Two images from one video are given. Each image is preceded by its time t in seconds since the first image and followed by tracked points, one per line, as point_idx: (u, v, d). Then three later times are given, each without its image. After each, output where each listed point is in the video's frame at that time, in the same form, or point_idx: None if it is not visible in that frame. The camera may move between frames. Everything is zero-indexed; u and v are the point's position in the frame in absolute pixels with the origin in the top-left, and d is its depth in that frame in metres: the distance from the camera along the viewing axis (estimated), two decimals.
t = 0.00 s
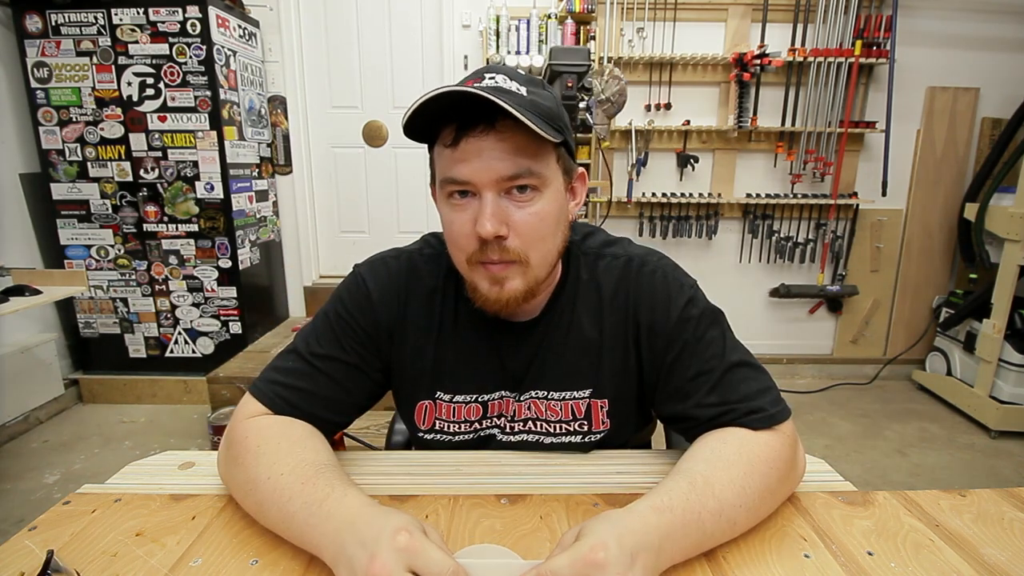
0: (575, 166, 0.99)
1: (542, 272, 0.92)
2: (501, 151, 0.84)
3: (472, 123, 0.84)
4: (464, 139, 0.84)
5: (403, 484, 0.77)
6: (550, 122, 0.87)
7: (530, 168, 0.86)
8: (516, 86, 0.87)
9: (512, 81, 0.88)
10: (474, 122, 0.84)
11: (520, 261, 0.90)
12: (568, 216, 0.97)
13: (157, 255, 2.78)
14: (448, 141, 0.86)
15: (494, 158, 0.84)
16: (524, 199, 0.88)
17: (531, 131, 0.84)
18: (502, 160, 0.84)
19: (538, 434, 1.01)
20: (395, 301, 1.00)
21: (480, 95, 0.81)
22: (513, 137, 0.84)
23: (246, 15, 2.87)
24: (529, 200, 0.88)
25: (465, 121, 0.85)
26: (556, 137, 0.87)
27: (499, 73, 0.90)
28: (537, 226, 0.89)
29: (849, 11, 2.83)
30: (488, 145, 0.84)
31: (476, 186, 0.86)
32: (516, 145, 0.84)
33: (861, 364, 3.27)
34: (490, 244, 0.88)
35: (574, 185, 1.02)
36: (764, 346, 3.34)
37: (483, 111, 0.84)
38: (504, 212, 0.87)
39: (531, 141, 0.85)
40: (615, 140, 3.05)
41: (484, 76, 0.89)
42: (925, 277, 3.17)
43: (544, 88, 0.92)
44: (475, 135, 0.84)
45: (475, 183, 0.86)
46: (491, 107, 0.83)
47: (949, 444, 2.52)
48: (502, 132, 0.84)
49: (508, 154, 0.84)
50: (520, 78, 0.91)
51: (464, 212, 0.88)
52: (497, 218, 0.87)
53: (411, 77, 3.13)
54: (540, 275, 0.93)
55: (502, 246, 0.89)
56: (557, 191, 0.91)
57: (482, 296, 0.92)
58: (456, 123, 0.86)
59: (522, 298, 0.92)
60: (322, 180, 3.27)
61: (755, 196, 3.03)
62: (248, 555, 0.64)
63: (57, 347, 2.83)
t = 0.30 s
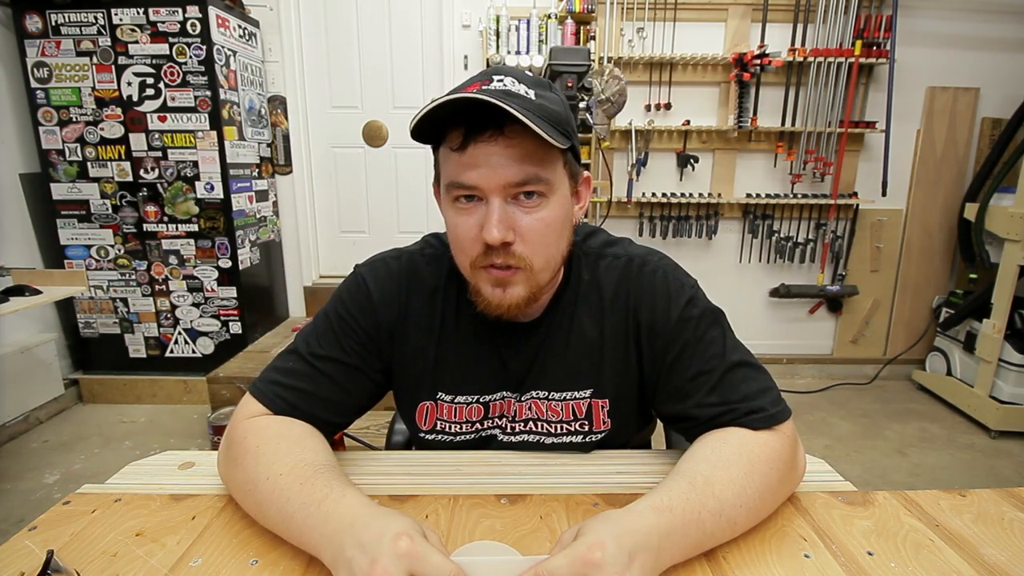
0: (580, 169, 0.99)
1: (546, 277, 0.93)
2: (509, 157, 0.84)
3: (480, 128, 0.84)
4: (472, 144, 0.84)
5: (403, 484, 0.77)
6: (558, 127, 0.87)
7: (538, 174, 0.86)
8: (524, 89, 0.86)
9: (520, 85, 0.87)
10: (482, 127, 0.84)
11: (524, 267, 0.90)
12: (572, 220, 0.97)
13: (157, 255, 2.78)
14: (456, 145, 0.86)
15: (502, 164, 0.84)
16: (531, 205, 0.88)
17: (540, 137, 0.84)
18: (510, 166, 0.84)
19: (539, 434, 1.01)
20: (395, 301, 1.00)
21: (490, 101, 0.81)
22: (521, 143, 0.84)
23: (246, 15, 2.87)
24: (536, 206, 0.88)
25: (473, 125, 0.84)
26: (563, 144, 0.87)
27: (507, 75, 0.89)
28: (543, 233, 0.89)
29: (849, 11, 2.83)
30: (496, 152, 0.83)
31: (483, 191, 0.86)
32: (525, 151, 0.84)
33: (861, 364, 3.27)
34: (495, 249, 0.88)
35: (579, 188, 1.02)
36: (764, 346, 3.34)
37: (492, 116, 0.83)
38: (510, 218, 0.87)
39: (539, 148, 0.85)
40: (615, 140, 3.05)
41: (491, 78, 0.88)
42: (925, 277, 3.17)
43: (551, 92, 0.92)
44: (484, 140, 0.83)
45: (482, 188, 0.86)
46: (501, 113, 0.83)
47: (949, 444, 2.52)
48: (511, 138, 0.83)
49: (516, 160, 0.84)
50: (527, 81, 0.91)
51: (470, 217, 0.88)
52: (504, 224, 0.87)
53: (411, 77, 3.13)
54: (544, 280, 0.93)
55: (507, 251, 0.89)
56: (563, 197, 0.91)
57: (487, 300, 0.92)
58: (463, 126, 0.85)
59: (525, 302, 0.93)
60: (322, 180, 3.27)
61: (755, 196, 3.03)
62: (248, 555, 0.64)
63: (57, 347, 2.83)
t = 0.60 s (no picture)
0: (580, 169, 0.99)
1: (547, 278, 0.93)
2: (510, 158, 0.84)
3: (480, 130, 0.84)
4: (472, 146, 0.84)
5: (402, 484, 0.77)
6: (558, 128, 0.87)
7: (538, 176, 0.86)
8: (524, 90, 0.86)
9: (520, 86, 0.87)
10: (482, 129, 0.84)
11: (525, 268, 0.90)
12: (573, 220, 0.97)
13: (157, 255, 2.78)
14: (455, 146, 0.86)
15: (503, 166, 0.84)
16: (532, 206, 0.88)
17: (540, 138, 0.84)
18: (510, 168, 0.84)
19: (539, 434, 1.01)
20: (395, 302, 1.00)
21: (490, 102, 0.81)
22: (522, 145, 0.84)
23: (246, 15, 2.87)
24: (536, 207, 0.88)
25: (473, 127, 0.84)
26: (563, 145, 0.87)
27: (507, 76, 0.89)
28: (544, 233, 0.89)
29: (849, 11, 2.83)
30: (496, 153, 0.83)
31: (484, 193, 0.86)
32: (525, 153, 0.84)
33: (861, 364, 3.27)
34: (496, 251, 0.88)
35: (579, 188, 1.02)
36: (764, 346, 3.34)
37: (492, 117, 0.83)
38: (511, 220, 0.87)
39: (539, 149, 0.85)
40: (615, 140, 3.05)
41: (491, 79, 0.88)
42: (925, 277, 3.17)
43: (551, 92, 0.92)
44: (484, 142, 0.83)
45: (483, 190, 0.86)
46: (501, 115, 0.83)
47: (949, 444, 2.52)
48: (511, 140, 0.83)
49: (517, 162, 0.84)
50: (527, 82, 0.91)
51: (471, 218, 0.88)
52: (504, 225, 0.87)
53: (411, 77, 3.13)
54: (546, 281, 0.93)
55: (508, 252, 0.89)
56: (563, 198, 0.91)
57: (487, 301, 0.92)
58: (464, 127, 0.85)
59: (526, 303, 0.93)
60: (322, 180, 3.27)
61: (755, 196, 3.03)
62: (248, 556, 0.64)
63: (57, 347, 2.83)
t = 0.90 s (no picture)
0: (579, 169, 0.99)
1: (547, 277, 0.93)
2: (511, 159, 0.84)
3: (481, 130, 0.84)
4: (473, 146, 0.84)
5: (403, 484, 0.77)
6: (559, 129, 0.87)
7: (539, 176, 0.86)
8: (524, 91, 0.87)
9: (520, 86, 0.88)
10: (483, 129, 0.83)
11: (525, 267, 0.90)
12: (572, 220, 0.97)
13: (157, 255, 2.78)
14: (456, 146, 0.85)
15: (504, 166, 0.84)
16: (533, 206, 0.88)
17: (541, 139, 0.84)
18: (512, 168, 0.84)
19: (539, 435, 1.01)
20: (395, 302, 1.00)
21: (492, 103, 0.81)
22: (523, 145, 0.84)
23: (246, 15, 2.87)
24: (537, 207, 0.88)
25: (474, 127, 0.84)
26: (564, 145, 0.87)
27: (508, 76, 0.89)
28: (545, 233, 0.89)
29: (849, 11, 2.83)
30: (497, 154, 0.83)
31: (484, 193, 0.86)
32: (526, 153, 0.84)
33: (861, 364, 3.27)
34: (497, 251, 0.88)
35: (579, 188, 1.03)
36: (764, 346, 3.34)
37: (493, 118, 0.83)
38: (512, 220, 0.87)
39: (540, 149, 0.85)
40: (615, 140, 3.05)
41: (491, 79, 0.88)
42: (925, 277, 3.18)
43: (550, 92, 0.92)
44: (485, 142, 0.83)
45: (484, 191, 0.86)
46: (502, 116, 0.83)
47: (949, 444, 2.52)
48: (512, 140, 0.83)
49: (518, 162, 0.84)
50: (527, 82, 0.91)
51: (471, 218, 0.88)
52: (505, 225, 0.87)
53: (411, 76, 3.13)
54: (545, 280, 0.93)
55: (509, 252, 0.89)
56: (564, 197, 0.91)
57: (487, 301, 0.92)
58: (464, 128, 0.85)
59: (526, 302, 0.93)
60: (322, 180, 3.28)
61: (755, 196, 3.03)
62: (248, 555, 0.64)
63: (57, 347, 2.83)
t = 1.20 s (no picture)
0: (579, 169, 0.99)
1: (549, 278, 0.93)
2: (514, 161, 0.84)
3: (484, 132, 0.83)
4: (476, 148, 0.84)
5: (403, 484, 0.77)
6: (561, 130, 0.87)
7: (542, 178, 0.86)
8: (526, 92, 0.87)
9: (522, 87, 0.88)
10: (487, 131, 0.83)
11: (528, 268, 0.90)
12: (573, 221, 0.98)
13: (157, 255, 2.78)
14: (459, 148, 0.85)
15: (508, 168, 0.84)
16: (536, 207, 0.88)
17: (544, 140, 0.84)
18: (515, 171, 0.84)
19: (539, 435, 1.01)
20: (395, 301, 1.00)
21: (495, 105, 0.81)
22: (526, 147, 0.84)
23: (246, 15, 2.87)
24: (540, 209, 0.88)
25: (477, 129, 0.84)
26: (566, 146, 0.87)
27: (508, 77, 0.89)
28: (547, 234, 0.89)
29: (849, 11, 2.83)
30: (500, 156, 0.83)
31: (488, 196, 0.86)
32: (530, 155, 0.84)
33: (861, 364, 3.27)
34: (500, 253, 0.88)
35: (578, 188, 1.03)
36: (764, 346, 3.34)
37: (496, 120, 0.83)
38: (515, 222, 0.87)
39: (543, 151, 0.85)
40: (615, 140, 3.05)
41: (492, 80, 0.88)
42: (925, 277, 3.18)
43: (551, 93, 0.92)
44: (488, 145, 0.83)
45: (487, 193, 0.85)
46: (505, 118, 0.83)
47: (949, 444, 2.52)
48: (515, 142, 0.83)
49: (521, 164, 0.84)
50: (528, 83, 0.91)
51: (474, 220, 0.88)
52: (509, 227, 0.87)
53: (411, 76, 3.13)
54: (547, 281, 0.93)
55: (512, 254, 0.89)
56: (566, 199, 0.91)
57: (490, 302, 0.92)
58: (467, 130, 0.85)
59: (528, 303, 0.93)
60: (322, 180, 3.28)
61: (755, 196, 3.03)
62: (248, 555, 0.64)
63: (57, 347, 2.83)
